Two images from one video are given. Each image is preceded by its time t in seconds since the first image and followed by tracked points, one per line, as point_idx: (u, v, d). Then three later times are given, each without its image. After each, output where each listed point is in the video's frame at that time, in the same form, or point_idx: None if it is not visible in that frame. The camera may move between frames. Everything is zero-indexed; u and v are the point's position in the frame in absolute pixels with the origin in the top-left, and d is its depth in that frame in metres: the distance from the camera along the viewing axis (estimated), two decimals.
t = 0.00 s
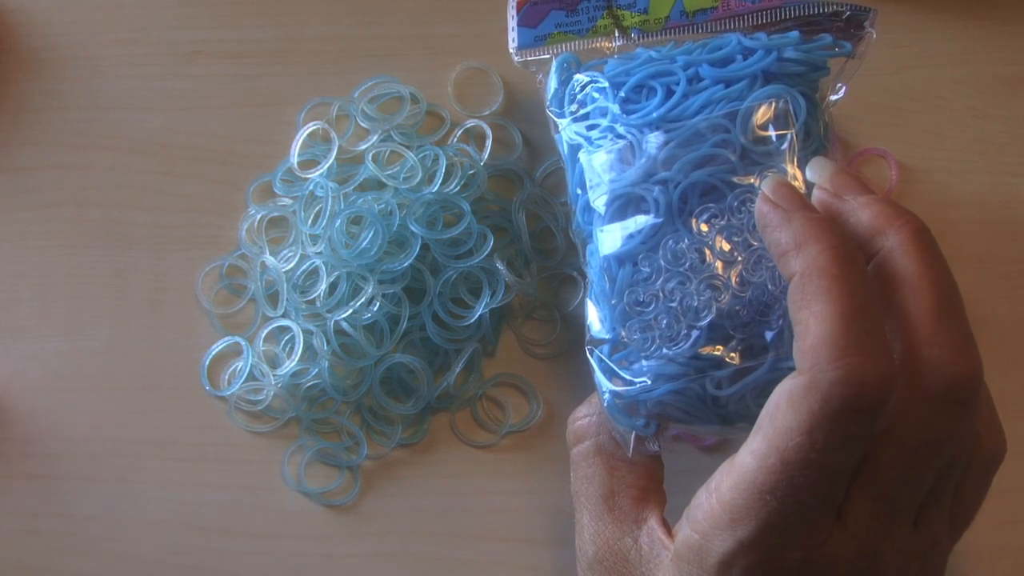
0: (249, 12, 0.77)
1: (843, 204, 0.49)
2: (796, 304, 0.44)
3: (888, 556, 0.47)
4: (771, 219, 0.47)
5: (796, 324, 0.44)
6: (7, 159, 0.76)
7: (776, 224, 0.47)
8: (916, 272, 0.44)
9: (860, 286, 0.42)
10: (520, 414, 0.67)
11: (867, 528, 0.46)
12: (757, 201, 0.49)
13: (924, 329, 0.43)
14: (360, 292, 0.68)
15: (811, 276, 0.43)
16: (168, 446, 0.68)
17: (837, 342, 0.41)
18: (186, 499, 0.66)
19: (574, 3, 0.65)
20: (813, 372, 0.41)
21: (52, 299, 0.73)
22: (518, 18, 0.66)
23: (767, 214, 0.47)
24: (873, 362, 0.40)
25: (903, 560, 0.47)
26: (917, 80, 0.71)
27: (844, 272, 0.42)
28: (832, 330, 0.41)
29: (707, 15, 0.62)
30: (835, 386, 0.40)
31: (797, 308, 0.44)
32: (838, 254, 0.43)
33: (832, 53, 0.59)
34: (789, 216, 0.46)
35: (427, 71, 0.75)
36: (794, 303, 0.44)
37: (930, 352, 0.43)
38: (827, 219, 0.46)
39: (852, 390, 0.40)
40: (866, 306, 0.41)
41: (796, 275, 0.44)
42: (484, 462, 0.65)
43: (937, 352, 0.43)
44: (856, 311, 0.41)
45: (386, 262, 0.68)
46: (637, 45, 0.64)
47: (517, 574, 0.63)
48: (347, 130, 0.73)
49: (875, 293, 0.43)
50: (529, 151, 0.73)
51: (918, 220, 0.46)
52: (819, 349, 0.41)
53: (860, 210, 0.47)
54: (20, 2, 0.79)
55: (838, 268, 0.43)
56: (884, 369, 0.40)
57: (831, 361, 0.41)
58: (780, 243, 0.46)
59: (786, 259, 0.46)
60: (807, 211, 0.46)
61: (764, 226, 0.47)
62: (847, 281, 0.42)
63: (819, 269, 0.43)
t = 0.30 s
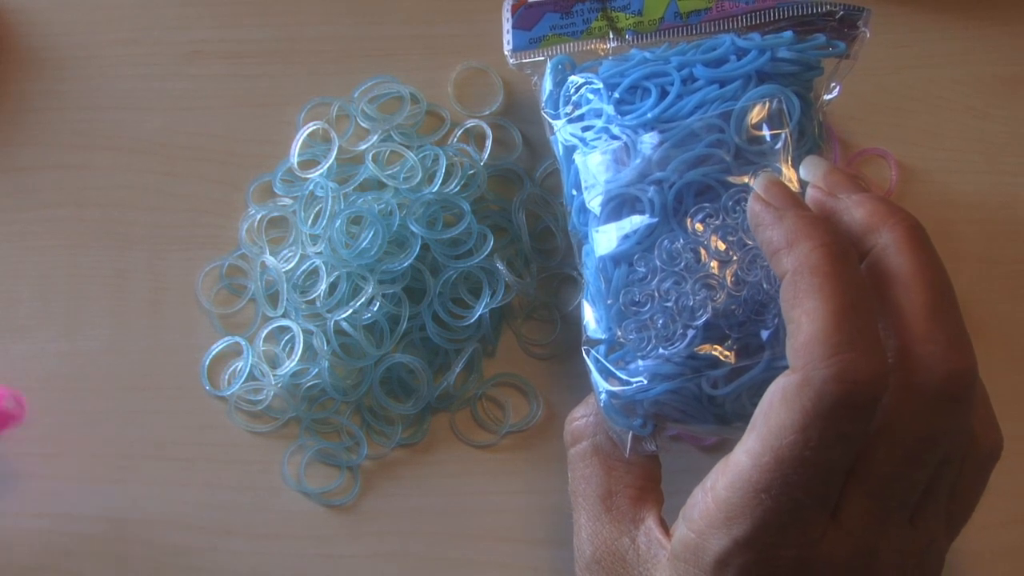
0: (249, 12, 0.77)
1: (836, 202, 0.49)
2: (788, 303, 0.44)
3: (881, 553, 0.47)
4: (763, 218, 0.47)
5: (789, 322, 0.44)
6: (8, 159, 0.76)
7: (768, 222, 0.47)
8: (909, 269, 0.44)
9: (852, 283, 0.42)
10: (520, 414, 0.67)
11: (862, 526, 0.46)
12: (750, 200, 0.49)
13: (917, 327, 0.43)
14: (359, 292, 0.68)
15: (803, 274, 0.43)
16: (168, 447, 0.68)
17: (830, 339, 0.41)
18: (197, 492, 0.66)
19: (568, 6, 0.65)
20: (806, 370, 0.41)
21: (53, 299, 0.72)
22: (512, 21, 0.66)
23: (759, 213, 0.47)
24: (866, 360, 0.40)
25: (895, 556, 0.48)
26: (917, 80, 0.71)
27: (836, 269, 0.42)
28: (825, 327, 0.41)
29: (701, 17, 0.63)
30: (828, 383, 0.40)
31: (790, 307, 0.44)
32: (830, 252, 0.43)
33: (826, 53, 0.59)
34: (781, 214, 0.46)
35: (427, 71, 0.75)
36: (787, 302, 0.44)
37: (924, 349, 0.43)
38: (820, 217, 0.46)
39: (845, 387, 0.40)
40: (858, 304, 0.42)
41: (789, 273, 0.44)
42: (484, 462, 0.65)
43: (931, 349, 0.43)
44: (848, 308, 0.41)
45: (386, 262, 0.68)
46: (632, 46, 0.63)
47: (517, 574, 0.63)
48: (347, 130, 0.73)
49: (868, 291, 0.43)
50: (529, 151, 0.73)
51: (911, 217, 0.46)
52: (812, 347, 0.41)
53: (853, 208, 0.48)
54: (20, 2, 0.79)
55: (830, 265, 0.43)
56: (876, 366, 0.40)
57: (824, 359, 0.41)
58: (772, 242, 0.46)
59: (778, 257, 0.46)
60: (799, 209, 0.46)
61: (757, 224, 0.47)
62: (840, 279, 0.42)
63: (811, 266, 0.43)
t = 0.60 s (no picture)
0: (249, 13, 0.77)
1: (839, 202, 0.49)
2: (791, 301, 0.44)
3: (881, 552, 0.47)
4: (766, 216, 0.47)
5: (791, 321, 0.44)
6: (8, 159, 0.76)
7: (771, 221, 0.47)
8: (912, 269, 0.44)
9: (855, 282, 0.42)
10: (520, 414, 0.67)
11: (864, 525, 0.46)
12: (753, 199, 0.50)
13: (919, 326, 0.44)
14: (359, 292, 0.69)
15: (806, 273, 0.43)
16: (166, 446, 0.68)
17: (832, 338, 0.41)
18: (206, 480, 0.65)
19: (574, 6, 0.65)
20: (808, 368, 0.41)
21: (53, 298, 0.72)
22: (518, 21, 0.66)
23: (762, 212, 0.47)
24: (868, 358, 0.41)
25: (896, 556, 0.48)
26: (917, 80, 0.71)
27: (839, 268, 0.43)
28: (828, 326, 0.41)
29: (707, 18, 0.62)
30: (830, 382, 0.41)
31: (792, 305, 0.44)
32: (833, 251, 0.43)
33: (831, 54, 0.59)
34: (784, 213, 0.46)
35: (427, 71, 0.75)
36: (789, 300, 0.44)
37: (927, 348, 0.43)
38: (822, 216, 0.46)
39: (847, 386, 0.40)
40: (861, 302, 0.42)
41: (791, 272, 0.44)
42: (485, 462, 0.65)
43: (933, 348, 0.43)
44: (850, 307, 0.41)
45: (386, 262, 0.68)
46: (638, 47, 0.63)
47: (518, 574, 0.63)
48: (347, 130, 0.74)
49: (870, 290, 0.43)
50: (529, 151, 0.73)
51: (913, 217, 0.46)
52: (814, 345, 0.41)
53: (856, 207, 0.48)
54: (21, 3, 0.79)
55: (833, 264, 0.43)
56: (878, 365, 0.41)
57: (826, 357, 0.41)
58: (775, 240, 0.46)
59: (780, 256, 0.46)
60: (802, 208, 0.46)
61: (759, 223, 0.47)
62: (842, 278, 0.42)
63: (813, 265, 0.43)
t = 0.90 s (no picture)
0: (249, 13, 0.77)
1: (839, 202, 0.49)
2: (792, 302, 0.44)
3: (883, 552, 0.47)
4: (767, 217, 0.47)
5: (792, 321, 0.44)
6: (8, 159, 0.75)
7: (772, 221, 0.47)
8: (913, 269, 0.44)
9: (856, 282, 0.42)
10: (520, 414, 0.67)
11: (864, 524, 0.46)
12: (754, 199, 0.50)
13: (920, 327, 0.44)
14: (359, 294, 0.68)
15: (807, 273, 0.43)
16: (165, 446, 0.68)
17: (833, 339, 0.41)
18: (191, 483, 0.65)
19: (574, 6, 0.65)
20: (809, 369, 0.41)
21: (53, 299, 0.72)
22: (518, 21, 0.66)
23: (763, 212, 0.47)
24: (870, 359, 0.40)
25: (898, 556, 0.48)
26: (917, 80, 0.71)
27: (840, 268, 0.43)
28: (828, 327, 0.41)
29: (706, 18, 0.62)
30: (831, 382, 0.41)
31: (793, 306, 0.44)
32: (834, 251, 0.43)
33: (832, 55, 0.59)
34: (785, 213, 0.46)
35: (426, 71, 0.75)
36: (790, 301, 0.44)
37: (927, 349, 0.43)
38: (823, 216, 0.46)
39: (848, 386, 0.40)
40: (861, 303, 0.42)
41: (792, 272, 0.44)
42: (485, 462, 0.65)
43: (934, 349, 0.43)
44: (851, 308, 0.41)
45: (386, 262, 0.68)
46: (638, 47, 0.63)
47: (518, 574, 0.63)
48: (347, 130, 0.74)
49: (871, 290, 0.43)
50: (529, 151, 0.73)
51: (915, 217, 0.46)
52: (815, 346, 0.41)
53: (857, 208, 0.48)
54: (21, 3, 0.79)
55: (834, 264, 0.43)
56: (879, 365, 0.41)
57: (827, 358, 0.41)
58: (776, 241, 0.46)
59: (781, 257, 0.46)
60: (803, 208, 0.46)
61: (760, 223, 0.47)
62: (843, 278, 0.42)
63: (815, 265, 0.43)
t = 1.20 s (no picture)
0: (249, 13, 0.77)
1: (838, 202, 0.49)
2: (790, 302, 0.44)
3: (883, 552, 0.47)
4: (766, 217, 0.47)
5: (790, 321, 0.44)
6: (7, 159, 0.75)
7: (770, 221, 0.47)
8: (912, 269, 0.45)
9: (855, 282, 0.42)
10: (520, 414, 0.67)
11: (860, 523, 0.47)
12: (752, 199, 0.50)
13: (919, 327, 0.44)
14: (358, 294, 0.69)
15: (806, 273, 0.43)
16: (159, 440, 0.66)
17: (832, 338, 0.41)
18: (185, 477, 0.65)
19: (572, 6, 0.65)
20: (808, 369, 0.41)
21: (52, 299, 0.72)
22: (517, 20, 0.66)
23: (762, 212, 0.47)
24: (868, 358, 0.41)
25: (897, 556, 0.48)
26: (915, 80, 0.71)
27: (838, 268, 0.43)
28: (827, 326, 0.41)
29: (705, 17, 0.62)
30: (830, 382, 0.41)
31: (792, 306, 0.44)
32: (832, 251, 0.43)
33: (829, 54, 0.59)
34: (783, 213, 0.46)
35: (425, 71, 0.75)
36: (789, 301, 0.44)
37: (926, 348, 0.44)
38: (821, 216, 0.46)
39: (847, 386, 0.40)
40: (860, 302, 0.42)
41: (791, 272, 0.44)
42: (485, 462, 0.65)
43: (932, 349, 0.43)
44: (849, 307, 0.41)
45: (385, 262, 0.68)
46: (636, 46, 0.64)
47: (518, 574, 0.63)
48: (347, 130, 0.74)
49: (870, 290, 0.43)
50: (528, 151, 0.73)
51: (913, 216, 0.46)
52: (814, 346, 0.41)
53: (856, 207, 0.48)
54: (20, 3, 0.79)
55: (832, 264, 0.43)
56: (878, 365, 0.41)
57: (825, 358, 0.41)
58: (774, 242, 0.46)
59: (779, 257, 0.46)
60: (801, 208, 0.46)
61: (759, 223, 0.47)
62: (842, 277, 0.42)
63: (814, 265, 0.43)
